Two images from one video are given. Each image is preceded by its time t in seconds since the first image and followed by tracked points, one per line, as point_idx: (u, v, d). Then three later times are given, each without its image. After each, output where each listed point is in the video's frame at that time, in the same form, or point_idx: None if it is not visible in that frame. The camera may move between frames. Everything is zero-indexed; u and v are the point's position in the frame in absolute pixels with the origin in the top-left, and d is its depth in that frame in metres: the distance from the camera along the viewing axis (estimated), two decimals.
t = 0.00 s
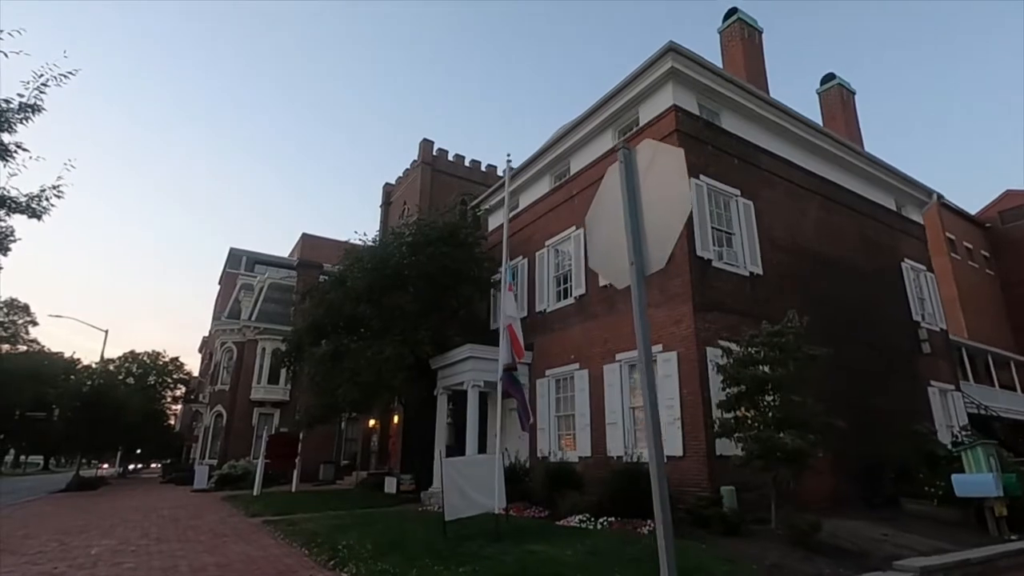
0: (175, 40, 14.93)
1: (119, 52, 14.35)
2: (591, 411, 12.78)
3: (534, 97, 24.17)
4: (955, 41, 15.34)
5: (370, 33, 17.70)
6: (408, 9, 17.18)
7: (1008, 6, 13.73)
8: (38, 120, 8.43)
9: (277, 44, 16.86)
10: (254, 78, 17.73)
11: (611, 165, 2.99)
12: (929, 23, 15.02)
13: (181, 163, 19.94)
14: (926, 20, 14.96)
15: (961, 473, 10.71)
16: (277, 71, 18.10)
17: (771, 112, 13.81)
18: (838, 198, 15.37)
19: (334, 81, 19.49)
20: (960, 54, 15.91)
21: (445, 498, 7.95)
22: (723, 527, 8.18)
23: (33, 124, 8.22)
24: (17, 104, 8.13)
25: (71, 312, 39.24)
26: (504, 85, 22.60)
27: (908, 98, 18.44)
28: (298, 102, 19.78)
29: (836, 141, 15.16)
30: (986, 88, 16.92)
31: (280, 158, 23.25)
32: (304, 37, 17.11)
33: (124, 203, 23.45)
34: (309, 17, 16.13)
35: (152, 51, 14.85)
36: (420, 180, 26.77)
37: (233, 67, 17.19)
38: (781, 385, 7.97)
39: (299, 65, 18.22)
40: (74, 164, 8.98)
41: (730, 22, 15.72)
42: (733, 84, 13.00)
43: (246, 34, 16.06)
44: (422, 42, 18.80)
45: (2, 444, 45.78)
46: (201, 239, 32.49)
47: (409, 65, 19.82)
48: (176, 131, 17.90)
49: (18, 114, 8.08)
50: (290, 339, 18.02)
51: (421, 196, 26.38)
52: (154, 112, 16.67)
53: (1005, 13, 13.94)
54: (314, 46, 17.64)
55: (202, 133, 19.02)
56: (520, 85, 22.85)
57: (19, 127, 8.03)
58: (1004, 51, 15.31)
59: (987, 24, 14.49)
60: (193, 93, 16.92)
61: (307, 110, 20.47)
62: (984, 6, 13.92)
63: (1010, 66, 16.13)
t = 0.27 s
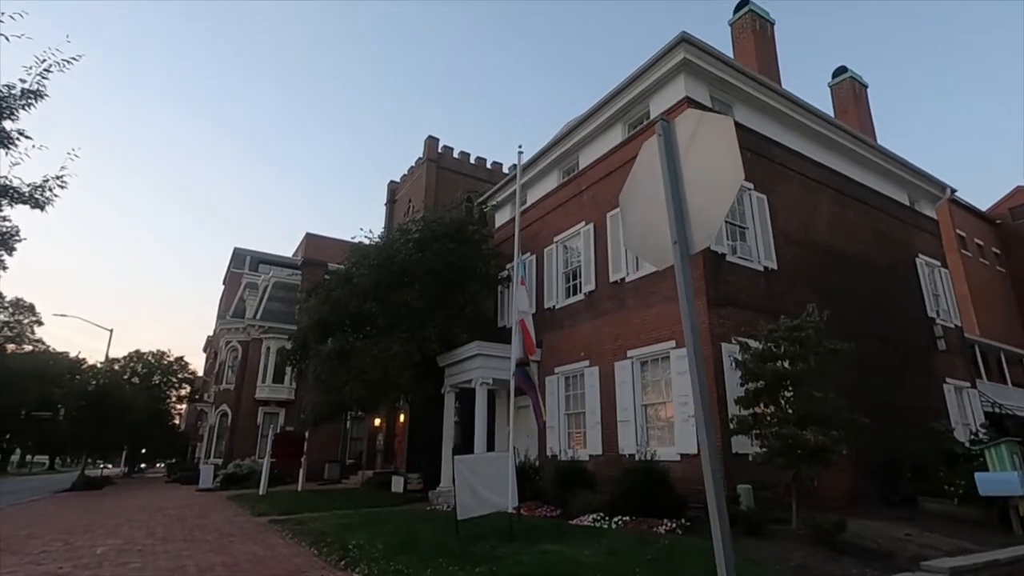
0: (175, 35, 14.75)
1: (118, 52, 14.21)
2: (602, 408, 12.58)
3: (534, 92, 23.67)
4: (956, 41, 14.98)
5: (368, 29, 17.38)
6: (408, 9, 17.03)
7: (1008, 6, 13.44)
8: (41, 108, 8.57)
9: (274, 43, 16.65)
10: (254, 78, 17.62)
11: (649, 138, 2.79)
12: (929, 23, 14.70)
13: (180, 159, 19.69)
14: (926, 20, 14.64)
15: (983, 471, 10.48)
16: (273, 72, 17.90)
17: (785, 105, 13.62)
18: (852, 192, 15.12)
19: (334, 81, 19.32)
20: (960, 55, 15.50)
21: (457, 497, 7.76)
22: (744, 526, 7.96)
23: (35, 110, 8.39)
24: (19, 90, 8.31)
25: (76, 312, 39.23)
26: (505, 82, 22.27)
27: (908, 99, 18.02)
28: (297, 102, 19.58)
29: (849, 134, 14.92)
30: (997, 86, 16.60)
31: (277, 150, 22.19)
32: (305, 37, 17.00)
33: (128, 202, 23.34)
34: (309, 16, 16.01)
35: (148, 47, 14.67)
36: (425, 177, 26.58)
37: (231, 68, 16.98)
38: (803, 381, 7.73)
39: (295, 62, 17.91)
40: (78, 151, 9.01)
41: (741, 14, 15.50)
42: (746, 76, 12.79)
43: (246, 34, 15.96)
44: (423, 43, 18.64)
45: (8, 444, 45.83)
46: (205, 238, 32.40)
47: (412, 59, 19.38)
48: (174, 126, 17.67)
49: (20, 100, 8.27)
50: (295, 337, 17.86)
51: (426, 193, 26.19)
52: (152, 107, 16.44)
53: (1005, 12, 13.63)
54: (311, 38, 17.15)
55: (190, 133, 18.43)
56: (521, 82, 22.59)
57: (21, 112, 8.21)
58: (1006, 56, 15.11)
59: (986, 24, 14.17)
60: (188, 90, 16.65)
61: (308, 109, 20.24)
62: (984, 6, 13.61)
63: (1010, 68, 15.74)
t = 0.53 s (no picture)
0: (177, 34, 14.59)
1: (119, 53, 14.06)
2: (613, 408, 12.36)
3: (536, 88, 23.33)
4: (955, 41, 14.73)
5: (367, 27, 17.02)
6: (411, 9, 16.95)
7: (1008, 6, 13.26)
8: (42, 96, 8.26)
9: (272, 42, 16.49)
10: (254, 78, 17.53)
11: (692, 114, 2.57)
12: (929, 23, 14.42)
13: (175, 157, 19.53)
14: (926, 21, 14.35)
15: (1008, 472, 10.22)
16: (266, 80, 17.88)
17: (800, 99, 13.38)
18: (867, 187, 14.84)
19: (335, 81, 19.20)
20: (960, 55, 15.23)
21: (470, 499, 7.56)
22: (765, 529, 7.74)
23: (37, 99, 8.03)
24: (20, 79, 7.94)
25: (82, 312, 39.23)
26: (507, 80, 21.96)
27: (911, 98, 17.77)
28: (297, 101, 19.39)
29: (864, 128, 14.64)
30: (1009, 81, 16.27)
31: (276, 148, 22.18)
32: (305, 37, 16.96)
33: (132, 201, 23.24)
34: (310, 16, 15.97)
35: (149, 50, 14.52)
36: (431, 175, 26.39)
37: (231, 65, 16.82)
38: (826, 380, 7.48)
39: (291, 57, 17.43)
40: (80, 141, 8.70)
41: (753, 6, 15.26)
42: (760, 69, 12.54)
43: (247, 35, 15.94)
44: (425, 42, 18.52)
45: (15, 444, 45.93)
46: (210, 238, 32.30)
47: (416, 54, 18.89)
48: (173, 123, 17.50)
49: (21, 90, 7.91)
50: (301, 336, 17.68)
51: (432, 191, 25.99)
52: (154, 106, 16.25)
53: (1005, 13, 13.47)
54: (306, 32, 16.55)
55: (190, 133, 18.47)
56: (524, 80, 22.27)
57: (21, 102, 7.85)
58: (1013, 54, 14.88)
59: (986, 24, 13.99)
60: (184, 88, 16.41)
61: (309, 108, 20.14)
62: (985, 6, 13.40)
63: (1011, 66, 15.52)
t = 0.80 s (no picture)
0: (177, 28, 14.54)
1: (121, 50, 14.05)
2: (623, 405, 12.13)
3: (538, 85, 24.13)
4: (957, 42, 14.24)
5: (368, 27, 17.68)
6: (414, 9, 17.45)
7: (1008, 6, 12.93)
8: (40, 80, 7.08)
9: (273, 41, 17.07)
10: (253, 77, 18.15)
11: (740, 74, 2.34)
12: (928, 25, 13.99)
13: (169, 149, 19.95)
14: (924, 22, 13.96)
15: None
16: (263, 84, 18.78)
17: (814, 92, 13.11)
18: (880, 180, 14.55)
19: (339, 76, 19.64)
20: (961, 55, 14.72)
21: (480, 496, 7.33)
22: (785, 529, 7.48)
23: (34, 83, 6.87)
24: (14, 59, 6.76)
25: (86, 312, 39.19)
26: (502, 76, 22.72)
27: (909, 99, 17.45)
28: (297, 93, 19.87)
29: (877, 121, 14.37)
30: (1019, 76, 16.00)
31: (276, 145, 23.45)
32: (304, 39, 17.61)
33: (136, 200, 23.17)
34: (311, 16, 16.47)
35: (149, 47, 14.60)
36: (435, 173, 26.21)
37: (229, 58, 17.28)
38: (848, 374, 7.23)
39: (291, 53, 17.92)
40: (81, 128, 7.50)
41: None
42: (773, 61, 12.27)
43: (247, 35, 16.47)
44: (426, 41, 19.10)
45: (20, 444, 45.93)
46: (214, 237, 32.20)
47: (418, 49, 19.50)
48: (172, 110, 17.64)
49: (16, 71, 6.72)
50: (305, 334, 17.48)
51: (437, 188, 25.79)
52: (158, 99, 16.59)
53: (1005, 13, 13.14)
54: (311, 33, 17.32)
55: (194, 121, 19.12)
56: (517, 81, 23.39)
57: (17, 85, 6.70)
58: (1018, 54, 14.50)
59: (985, 25, 13.64)
60: (184, 82, 16.77)
61: (311, 103, 20.95)
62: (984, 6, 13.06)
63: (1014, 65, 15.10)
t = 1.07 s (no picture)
0: (176, 23, 14.30)
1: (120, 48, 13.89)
2: (632, 404, 11.90)
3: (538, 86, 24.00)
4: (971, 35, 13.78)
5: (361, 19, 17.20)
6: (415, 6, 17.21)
7: None
8: (32, 64, 6.87)
9: (268, 35, 16.79)
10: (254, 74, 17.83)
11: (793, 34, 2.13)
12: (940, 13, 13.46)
13: (168, 145, 19.81)
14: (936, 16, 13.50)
15: None
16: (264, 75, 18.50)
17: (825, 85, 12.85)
18: (892, 175, 14.29)
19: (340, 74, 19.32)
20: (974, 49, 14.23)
21: (490, 498, 7.14)
22: (804, 532, 7.27)
23: (26, 67, 6.64)
24: (4, 42, 6.54)
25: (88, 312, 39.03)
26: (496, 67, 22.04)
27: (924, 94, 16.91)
28: (294, 88, 19.63)
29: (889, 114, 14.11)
30: None
31: (276, 143, 23.47)
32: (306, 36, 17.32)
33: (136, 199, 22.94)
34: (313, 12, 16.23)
35: (146, 43, 14.43)
36: (438, 170, 25.98)
37: (229, 53, 17.24)
38: (871, 371, 7.00)
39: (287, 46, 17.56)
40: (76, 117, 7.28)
41: None
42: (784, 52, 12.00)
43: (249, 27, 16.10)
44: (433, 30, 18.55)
45: (22, 444, 45.82)
46: (216, 236, 32.01)
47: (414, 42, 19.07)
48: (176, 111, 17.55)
49: (6, 54, 6.50)
50: (308, 333, 17.28)
51: (440, 186, 25.57)
52: (155, 97, 16.38)
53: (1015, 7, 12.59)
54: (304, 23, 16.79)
55: (194, 119, 18.96)
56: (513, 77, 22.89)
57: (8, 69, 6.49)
58: None
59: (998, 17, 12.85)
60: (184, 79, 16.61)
61: (305, 98, 20.46)
62: None
63: None
